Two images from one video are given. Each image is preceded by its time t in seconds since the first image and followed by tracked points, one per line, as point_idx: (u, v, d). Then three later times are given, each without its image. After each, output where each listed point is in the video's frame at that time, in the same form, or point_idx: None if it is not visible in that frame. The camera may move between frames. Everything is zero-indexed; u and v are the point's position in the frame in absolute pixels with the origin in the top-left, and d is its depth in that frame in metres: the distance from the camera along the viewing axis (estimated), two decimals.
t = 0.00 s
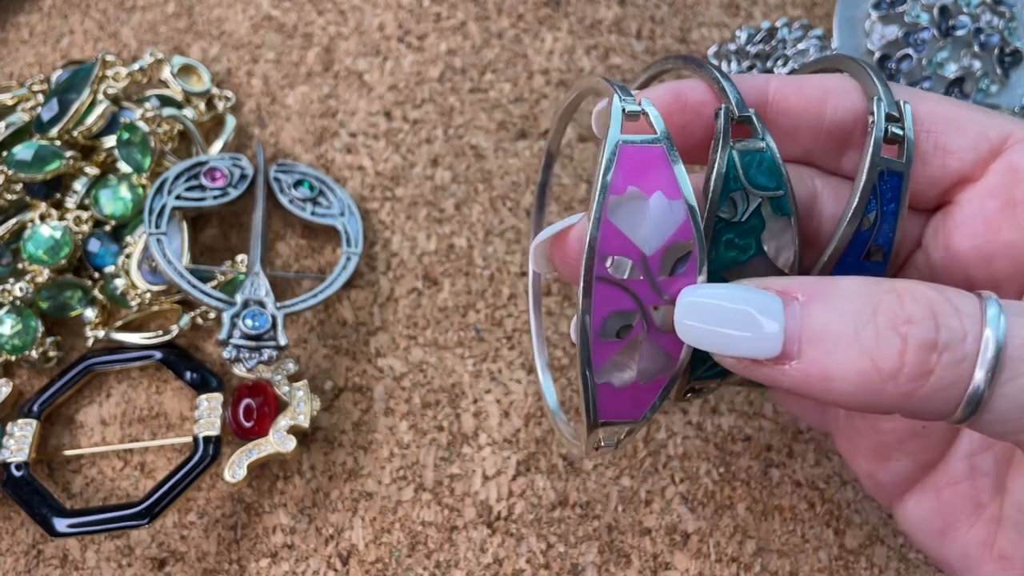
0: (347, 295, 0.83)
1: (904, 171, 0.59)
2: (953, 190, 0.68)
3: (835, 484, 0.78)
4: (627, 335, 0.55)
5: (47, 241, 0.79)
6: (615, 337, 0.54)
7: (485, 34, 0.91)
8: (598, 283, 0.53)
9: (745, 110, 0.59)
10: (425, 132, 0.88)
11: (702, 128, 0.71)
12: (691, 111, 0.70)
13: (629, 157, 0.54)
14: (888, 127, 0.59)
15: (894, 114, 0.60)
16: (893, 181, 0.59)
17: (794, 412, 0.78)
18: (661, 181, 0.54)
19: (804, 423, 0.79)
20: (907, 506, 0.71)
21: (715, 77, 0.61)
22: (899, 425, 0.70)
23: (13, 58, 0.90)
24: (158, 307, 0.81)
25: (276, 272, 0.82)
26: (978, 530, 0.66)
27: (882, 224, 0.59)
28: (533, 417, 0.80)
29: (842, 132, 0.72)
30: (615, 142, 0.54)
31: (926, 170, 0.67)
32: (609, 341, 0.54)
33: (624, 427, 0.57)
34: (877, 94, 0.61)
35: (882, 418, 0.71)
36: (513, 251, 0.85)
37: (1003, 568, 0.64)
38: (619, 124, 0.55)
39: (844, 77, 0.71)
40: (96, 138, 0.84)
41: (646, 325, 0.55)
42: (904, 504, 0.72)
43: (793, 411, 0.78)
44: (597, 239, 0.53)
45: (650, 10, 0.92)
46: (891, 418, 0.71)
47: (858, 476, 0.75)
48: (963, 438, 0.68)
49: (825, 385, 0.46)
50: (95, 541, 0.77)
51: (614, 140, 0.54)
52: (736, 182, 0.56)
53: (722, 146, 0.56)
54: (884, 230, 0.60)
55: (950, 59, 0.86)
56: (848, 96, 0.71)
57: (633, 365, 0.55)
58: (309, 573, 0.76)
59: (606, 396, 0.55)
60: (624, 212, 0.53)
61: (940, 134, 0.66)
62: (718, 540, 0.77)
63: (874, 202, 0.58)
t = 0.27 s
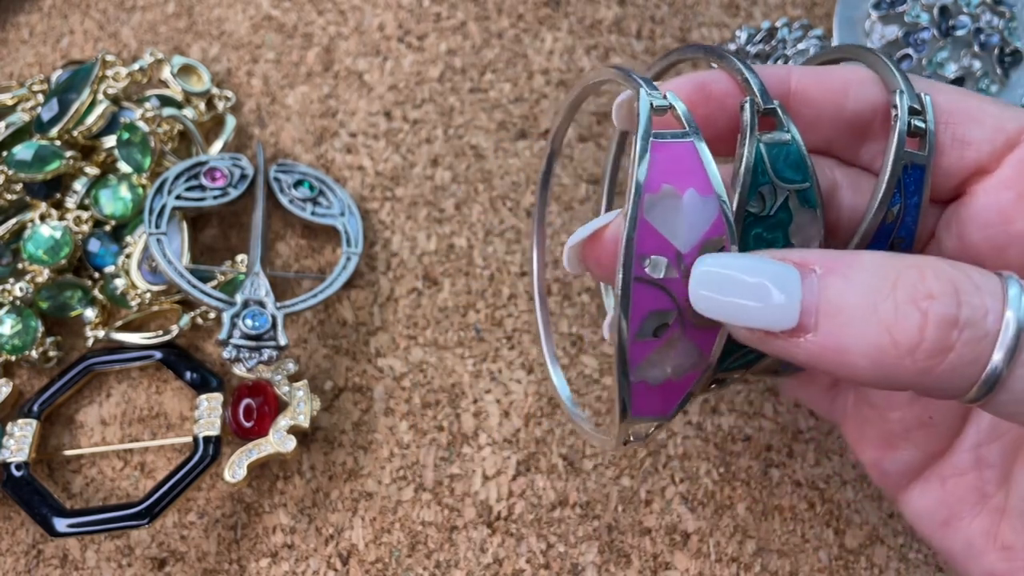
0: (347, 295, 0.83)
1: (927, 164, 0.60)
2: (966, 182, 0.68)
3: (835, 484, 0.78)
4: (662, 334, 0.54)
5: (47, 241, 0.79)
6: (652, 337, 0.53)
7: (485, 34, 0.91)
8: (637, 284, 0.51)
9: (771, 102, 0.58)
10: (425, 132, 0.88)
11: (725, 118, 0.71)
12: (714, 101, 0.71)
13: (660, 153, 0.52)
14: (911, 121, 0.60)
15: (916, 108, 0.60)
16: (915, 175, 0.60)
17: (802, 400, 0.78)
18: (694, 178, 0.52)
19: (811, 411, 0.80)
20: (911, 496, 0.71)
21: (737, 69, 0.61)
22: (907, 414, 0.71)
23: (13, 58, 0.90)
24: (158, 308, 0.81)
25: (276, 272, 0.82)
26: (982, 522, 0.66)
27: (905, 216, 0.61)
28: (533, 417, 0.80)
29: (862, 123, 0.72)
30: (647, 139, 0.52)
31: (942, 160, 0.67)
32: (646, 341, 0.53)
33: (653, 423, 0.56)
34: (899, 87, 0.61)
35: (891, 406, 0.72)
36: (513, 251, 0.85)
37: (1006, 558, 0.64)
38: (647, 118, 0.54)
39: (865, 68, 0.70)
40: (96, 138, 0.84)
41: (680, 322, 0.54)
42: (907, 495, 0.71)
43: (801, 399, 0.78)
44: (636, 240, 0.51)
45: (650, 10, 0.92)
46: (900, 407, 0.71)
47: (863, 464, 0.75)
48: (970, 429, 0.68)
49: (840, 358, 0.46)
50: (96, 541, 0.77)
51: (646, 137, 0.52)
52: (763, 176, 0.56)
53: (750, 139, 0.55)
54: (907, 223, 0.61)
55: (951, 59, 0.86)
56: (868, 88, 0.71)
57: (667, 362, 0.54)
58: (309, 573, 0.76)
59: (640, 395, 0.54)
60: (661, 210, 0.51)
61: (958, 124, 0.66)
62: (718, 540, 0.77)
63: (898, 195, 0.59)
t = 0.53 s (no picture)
0: (347, 295, 0.83)
1: (950, 160, 0.61)
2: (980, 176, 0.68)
3: (835, 484, 0.78)
4: (707, 338, 0.53)
5: (47, 241, 0.79)
6: (699, 341, 0.53)
7: (485, 34, 0.91)
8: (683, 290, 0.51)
9: (803, 102, 0.59)
10: (425, 132, 0.88)
11: (763, 116, 0.72)
12: (751, 99, 0.71)
13: (698, 157, 0.52)
14: (936, 118, 0.60)
15: (940, 104, 0.61)
16: (940, 171, 0.61)
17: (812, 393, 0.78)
18: (731, 180, 0.52)
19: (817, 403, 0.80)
20: (914, 486, 0.71)
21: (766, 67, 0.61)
22: (914, 405, 0.71)
23: (13, 58, 0.90)
24: (157, 308, 0.81)
25: (275, 272, 0.82)
26: (984, 512, 0.67)
27: (931, 211, 0.61)
28: (532, 417, 0.80)
29: (883, 120, 0.72)
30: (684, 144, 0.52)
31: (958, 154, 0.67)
32: (694, 345, 0.52)
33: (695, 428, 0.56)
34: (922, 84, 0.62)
35: (897, 396, 0.72)
36: (513, 251, 0.85)
37: (1008, 547, 0.66)
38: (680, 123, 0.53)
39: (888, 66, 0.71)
40: (96, 138, 0.84)
41: (723, 324, 0.53)
42: (911, 485, 0.72)
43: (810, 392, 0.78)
44: (681, 245, 0.50)
45: (650, 10, 0.92)
46: (906, 397, 0.71)
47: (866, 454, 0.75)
48: (976, 421, 0.69)
49: (859, 317, 0.48)
50: (95, 541, 0.77)
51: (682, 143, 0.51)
52: (797, 176, 0.56)
53: (785, 139, 0.55)
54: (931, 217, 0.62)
55: (951, 59, 0.87)
56: (893, 85, 0.71)
57: (711, 366, 0.54)
58: (309, 573, 0.76)
59: (686, 401, 0.54)
60: (703, 215, 0.51)
61: (975, 119, 0.66)
62: (718, 540, 0.77)
63: (924, 191, 0.60)
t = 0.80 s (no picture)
0: (347, 295, 0.83)
1: (942, 162, 0.61)
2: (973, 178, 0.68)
3: (834, 484, 0.78)
4: (688, 346, 0.53)
5: (47, 241, 0.79)
6: (679, 350, 0.52)
7: (485, 34, 0.91)
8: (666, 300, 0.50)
9: (792, 105, 0.59)
10: (425, 132, 0.88)
11: (750, 121, 0.72)
12: (739, 104, 0.71)
13: (683, 166, 0.52)
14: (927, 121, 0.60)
15: (931, 108, 0.61)
16: (933, 174, 0.61)
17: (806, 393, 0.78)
18: (716, 190, 0.52)
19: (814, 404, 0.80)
20: (912, 490, 0.71)
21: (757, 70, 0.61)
22: (909, 408, 0.71)
23: (13, 58, 0.90)
24: (157, 308, 0.81)
25: (276, 272, 0.82)
26: (983, 515, 0.67)
27: (924, 215, 0.62)
28: (533, 416, 0.80)
29: (872, 122, 0.72)
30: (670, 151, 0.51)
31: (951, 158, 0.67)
32: (674, 353, 0.52)
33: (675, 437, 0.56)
34: (914, 86, 0.62)
35: (892, 399, 0.72)
36: (513, 251, 0.85)
37: (1007, 551, 0.65)
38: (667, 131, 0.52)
39: (878, 68, 0.71)
40: (96, 138, 0.84)
41: (705, 333, 0.53)
42: (908, 488, 0.72)
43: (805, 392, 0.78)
44: (664, 253, 0.50)
45: (650, 10, 0.92)
46: (901, 400, 0.71)
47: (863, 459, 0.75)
48: (972, 424, 0.69)
49: (850, 340, 0.48)
50: (96, 541, 0.77)
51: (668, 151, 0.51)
52: (787, 180, 0.55)
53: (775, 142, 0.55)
54: (924, 221, 0.62)
55: (950, 59, 0.87)
56: (885, 88, 0.71)
57: (691, 374, 0.54)
58: (309, 573, 0.76)
59: (665, 410, 0.54)
60: (688, 223, 0.51)
61: (968, 123, 0.66)
62: (718, 540, 0.77)
63: (917, 195, 0.61)
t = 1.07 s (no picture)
0: (347, 295, 0.83)
1: (935, 161, 0.61)
2: (967, 177, 0.68)
3: (834, 484, 0.79)
4: (667, 338, 0.54)
5: (48, 241, 0.79)
6: (656, 341, 0.53)
7: (485, 35, 0.91)
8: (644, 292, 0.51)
9: (780, 99, 0.59)
10: (425, 132, 0.88)
11: (738, 117, 0.72)
12: (727, 100, 0.71)
13: (667, 158, 0.52)
14: (919, 119, 0.60)
15: (925, 105, 0.61)
16: (925, 173, 0.61)
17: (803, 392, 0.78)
18: (699, 183, 0.52)
19: (812, 403, 0.80)
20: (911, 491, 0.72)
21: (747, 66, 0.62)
22: (905, 411, 0.70)
23: (14, 59, 0.91)
24: (158, 308, 0.82)
25: (276, 272, 0.82)
26: (983, 518, 0.67)
27: (915, 213, 0.62)
28: (533, 416, 0.81)
29: (864, 120, 0.72)
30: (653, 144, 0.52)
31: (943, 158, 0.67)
32: (651, 344, 0.53)
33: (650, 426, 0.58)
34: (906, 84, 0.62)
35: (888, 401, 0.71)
36: (513, 251, 0.86)
37: (1006, 555, 0.65)
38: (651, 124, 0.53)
39: (871, 65, 0.71)
40: (97, 138, 0.85)
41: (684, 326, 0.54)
42: (908, 489, 0.72)
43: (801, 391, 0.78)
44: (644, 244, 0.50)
45: (650, 10, 0.92)
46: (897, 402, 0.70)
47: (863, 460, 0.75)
48: (970, 427, 0.68)
49: (839, 369, 0.47)
50: (96, 541, 0.77)
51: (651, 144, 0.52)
52: (776, 175, 0.56)
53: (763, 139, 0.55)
54: (915, 220, 0.62)
55: (949, 59, 0.87)
56: (876, 86, 0.71)
57: (666, 365, 0.55)
58: (309, 573, 0.76)
59: (641, 399, 0.55)
60: (667, 215, 0.52)
61: (960, 123, 0.66)
62: (718, 540, 0.77)
63: (908, 193, 0.60)
